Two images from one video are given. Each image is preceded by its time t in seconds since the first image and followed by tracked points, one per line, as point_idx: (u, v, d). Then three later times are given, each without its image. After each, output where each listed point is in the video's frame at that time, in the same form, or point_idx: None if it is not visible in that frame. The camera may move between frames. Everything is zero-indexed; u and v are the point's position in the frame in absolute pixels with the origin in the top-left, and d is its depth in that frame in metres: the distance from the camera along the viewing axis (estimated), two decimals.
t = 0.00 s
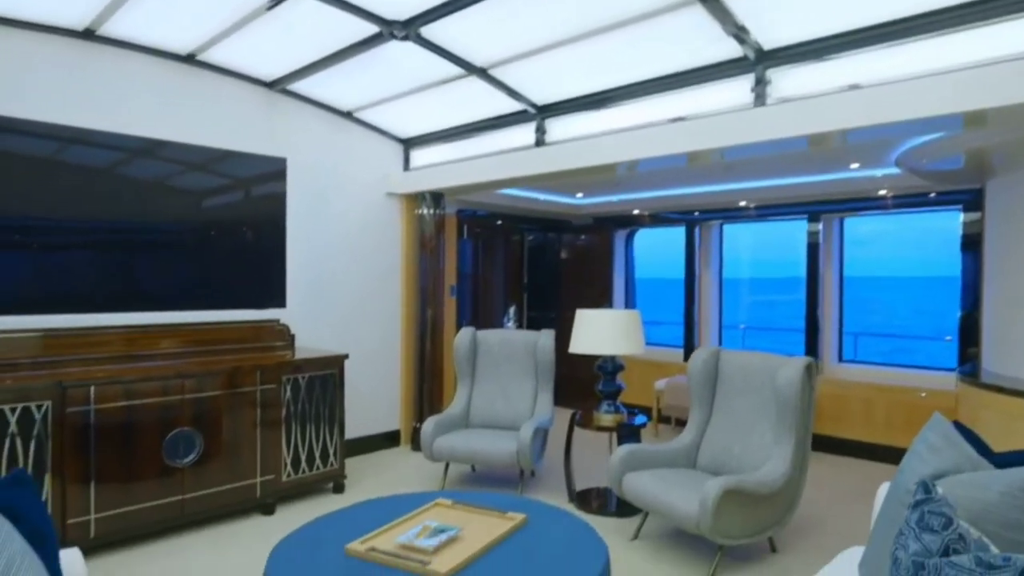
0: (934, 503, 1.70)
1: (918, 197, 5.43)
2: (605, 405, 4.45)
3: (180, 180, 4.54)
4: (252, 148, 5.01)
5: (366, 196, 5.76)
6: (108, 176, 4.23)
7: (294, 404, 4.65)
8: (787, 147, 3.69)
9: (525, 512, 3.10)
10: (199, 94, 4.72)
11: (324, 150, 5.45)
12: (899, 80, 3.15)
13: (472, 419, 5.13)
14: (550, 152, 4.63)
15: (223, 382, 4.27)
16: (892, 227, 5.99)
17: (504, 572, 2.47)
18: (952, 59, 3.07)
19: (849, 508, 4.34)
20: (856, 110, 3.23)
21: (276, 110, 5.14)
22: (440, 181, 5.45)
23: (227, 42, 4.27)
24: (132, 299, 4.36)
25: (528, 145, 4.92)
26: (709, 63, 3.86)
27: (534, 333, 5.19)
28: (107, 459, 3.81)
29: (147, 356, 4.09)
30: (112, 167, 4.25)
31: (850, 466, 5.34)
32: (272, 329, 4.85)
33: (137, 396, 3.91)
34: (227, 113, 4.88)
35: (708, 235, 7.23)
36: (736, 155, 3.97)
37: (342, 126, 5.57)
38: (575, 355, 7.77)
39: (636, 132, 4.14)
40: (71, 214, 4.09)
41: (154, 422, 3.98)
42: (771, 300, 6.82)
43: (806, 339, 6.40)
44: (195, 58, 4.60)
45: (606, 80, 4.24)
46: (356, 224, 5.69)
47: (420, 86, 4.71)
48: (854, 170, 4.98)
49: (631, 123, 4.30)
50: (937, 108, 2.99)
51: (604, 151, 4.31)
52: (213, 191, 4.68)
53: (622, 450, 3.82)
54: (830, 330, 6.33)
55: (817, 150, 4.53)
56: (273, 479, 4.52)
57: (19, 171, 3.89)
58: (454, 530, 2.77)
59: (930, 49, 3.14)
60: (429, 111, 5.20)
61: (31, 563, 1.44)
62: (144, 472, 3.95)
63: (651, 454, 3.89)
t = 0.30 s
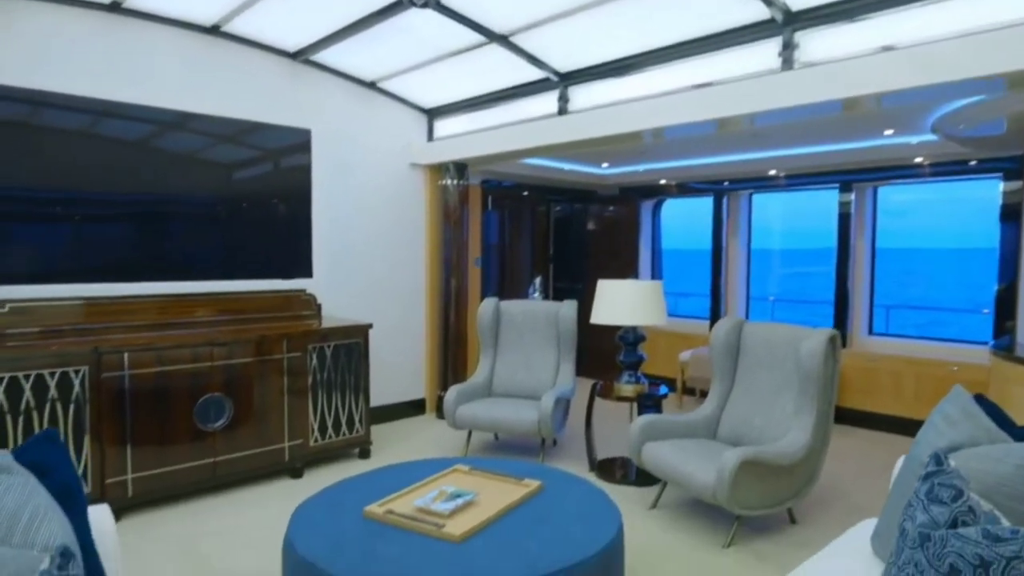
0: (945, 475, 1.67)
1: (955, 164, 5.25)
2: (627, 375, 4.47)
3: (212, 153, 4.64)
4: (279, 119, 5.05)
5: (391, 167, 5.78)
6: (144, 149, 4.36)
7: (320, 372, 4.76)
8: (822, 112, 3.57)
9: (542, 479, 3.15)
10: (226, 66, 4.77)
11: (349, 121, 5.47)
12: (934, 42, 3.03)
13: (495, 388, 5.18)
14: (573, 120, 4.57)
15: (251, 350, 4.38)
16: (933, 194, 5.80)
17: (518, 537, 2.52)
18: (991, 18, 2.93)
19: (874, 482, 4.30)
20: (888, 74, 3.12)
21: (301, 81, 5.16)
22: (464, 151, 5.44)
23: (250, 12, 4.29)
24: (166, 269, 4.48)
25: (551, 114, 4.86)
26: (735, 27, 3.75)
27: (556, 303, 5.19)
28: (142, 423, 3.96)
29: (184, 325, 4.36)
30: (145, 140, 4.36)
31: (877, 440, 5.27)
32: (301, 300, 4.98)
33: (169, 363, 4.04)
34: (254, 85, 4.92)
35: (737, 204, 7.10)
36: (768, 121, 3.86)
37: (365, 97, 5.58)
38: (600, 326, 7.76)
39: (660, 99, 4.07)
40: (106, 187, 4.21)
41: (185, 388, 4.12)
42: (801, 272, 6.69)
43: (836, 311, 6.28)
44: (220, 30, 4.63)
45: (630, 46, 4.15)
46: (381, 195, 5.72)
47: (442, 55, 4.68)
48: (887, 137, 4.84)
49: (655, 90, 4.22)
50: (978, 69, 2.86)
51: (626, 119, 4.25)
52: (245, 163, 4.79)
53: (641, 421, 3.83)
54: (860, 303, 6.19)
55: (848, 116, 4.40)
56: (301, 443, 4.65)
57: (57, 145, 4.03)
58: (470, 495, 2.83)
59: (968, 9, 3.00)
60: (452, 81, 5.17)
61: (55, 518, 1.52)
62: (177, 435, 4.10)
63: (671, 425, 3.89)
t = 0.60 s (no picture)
0: (952, 449, 1.65)
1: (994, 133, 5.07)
2: (645, 349, 4.47)
3: (238, 127, 4.72)
4: (302, 93, 5.08)
5: (413, 141, 5.79)
6: (172, 123, 4.44)
7: (343, 343, 4.84)
8: (852, 79, 3.47)
9: (557, 449, 3.18)
10: (250, 40, 4.80)
11: (370, 94, 5.48)
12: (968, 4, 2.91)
13: (515, 360, 5.22)
14: (594, 91, 4.51)
15: (276, 321, 4.48)
16: (971, 164, 5.62)
17: (530, 504, 2.56)
18: None
19: (897, 458, 4.26)
20: (919, 39, 3.01)
21: (323, 54, 5.17)
22: (484, 124, 5.41)
23: None
24: (196, 241, 4.59)
25: (571, 85, 4.79)
26: None
27: (576, 277, 5.18)
28: (171, 390, 4.09)
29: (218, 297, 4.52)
30: (175, 115, 4.44)
31: (902, 416, 5.20)
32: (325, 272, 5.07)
33: (196, 333, 4.15)
34: (277, 59, 4.95)
35: (764, 176, 6.98)
36: (795, 89, 3.75)
37: (386, 69, 5.56)
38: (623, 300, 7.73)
39: (682, 68, 3.99)
40: (137, 161, 4.31)
41: (212, 358, 4.23)
42: (829, 245, 6.57)
43: (864, 285, 6.15)
44: (242, 3, 4.65)
45: (652, 13, 4.06)
46: (403, 168, 5.74)
47: (462, 26, 4.65)
48: (921, 105, 4.69)
49: (677, 59, 4.13)
50: (1016, 32, 2.75)
51: (648, 89, 4.18)
52: (271, 137, 4.87)
53: (658, 394, 3.83)
54: (889, 277, 6.06)
55: (878, 85, 4.27)
56: (325, 413, 4.76)
57: (91, 120, 4.14)
58: (483, 464, 2.88)
59: None
60: (473, 52, 5.14)
61: (74, 475, 1.64)
62: (205, 403, 4.22)
63: (688, 398, 3.89)
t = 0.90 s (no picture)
0: (953, 429, 1.64)
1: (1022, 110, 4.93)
2: (657, 329, 4.46)
3: (256, 106, 4.75)
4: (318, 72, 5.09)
5: (427, 119, 5.79)
6: (192, 103, 4.48)
7: (357, 321, 4.90)
8: (875, 53, 3.40)
9: (565, 427, 3.21)
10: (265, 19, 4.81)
11: (384, 73, 5.47)
12: None
13: (528, 339, 5.24)
14: (608, 68, 4.46)
15: (291, 299, 4.53)
16: (997, 142, 5.48)
17: (535, 481, 2.59)
18: None
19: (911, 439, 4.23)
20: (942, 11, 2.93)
21: (336, 32, 5.17)
22: (498, 102, 5.39)
23: None
24: (215, 220, 4.65)
25: (585, 62, 4.73)
26: None
27: (589, 257, 5.17)
28: (190, 366, 4.18)
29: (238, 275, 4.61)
30: (194, 95, 4.48)
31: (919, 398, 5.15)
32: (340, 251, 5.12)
33: (213, 310, 4.22)
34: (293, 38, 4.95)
35: (783, 154, 6.88)
36: (816, 64, 3.67)
37: (399, 47, 5.54)
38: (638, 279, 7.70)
39: (697, 45, 3.92)
40: (157, 141, 4.37)
41: (228, 335, 4.30)
42: (848, 225, 6.47)
43: (883, 266, 6.05)
44: None
45: None
46: (417, 147, 5.74)
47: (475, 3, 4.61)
48: (945, 80, 4.60)
49: (692, 35, 4.06)
50: None
51: (662, 66, 4.13)
52: (288, 116, 4.90)
53: (669, 373, 3.83)
54: (909, 258, 5.96)
55: (899, 60, 4.18)
56: (339, 389, 4.83)
57: (112, 100, 4.19)
58: (490, 441, 2.91)
59: None
60: (487, 30, 5.10)
61: (83, 445, 1.70)
62: (222, 379, 4.31)
63: (699, 378, 3.88)
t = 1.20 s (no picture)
0: (951, 408, 1.63)
1: None
2: (667, 308, 4.45)
3: (272, 85, 4.77)
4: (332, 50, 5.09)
5: (440, 97, 5.77)
6: (208, 82, 4.52)
7: (369, 299, 4.94)
8: (898, 26, 3.32)
9: (570, 404, 3.23)
10: None
11: (397, 50, 5.45)
12: None
13: (540, 318, 5.26)
14: (621, 44, 4.41)
15: (304, 277, 4.58)
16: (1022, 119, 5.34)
17: (538, 456, 2.62)
18: None
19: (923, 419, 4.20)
20: None
21: (350, 9, 5.15)
22: (511, 79, 5.36)
23: None
24: (232, 198, 4.71)
25: (597, 38, 4.66)
26: None
27: (601, 236, 5.15)
28: (205, 342, 4.26)
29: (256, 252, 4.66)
30: (211, 74, 4.51)
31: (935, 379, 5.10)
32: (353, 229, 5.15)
33: (227, 288, 4.29)
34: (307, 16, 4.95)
35: (801, 131, 6.77)
36: (839, 37, 3.58)
37: (412, 25, 5.52)
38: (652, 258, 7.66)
39: (712, 20, 3.85)
40: (174, 119, 4.41)
41: (243, 312, 4.37)
42: (867, 204, 6.37)
43: (900, 246, 5.95)
44: None
45: None
46: (431, 125, 5.73)
47: None
48: (968, 55, 4.50)
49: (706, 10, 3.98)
50: None
51: (676, 42, 4.07)
52: (304, 95, 4.92)
53: (678, 352, 3.83)
54: (929, 238, 5.86)
55: (919, 34, 4.07)
56: (352, 365, 4.89)
57: (130, 80, 4.23)
58: (495, 417, 2.95)
59: None
60: (500, 6, 5.06)
61: (90, 415, 1.76)
62: (237, 354, 4.39)
63: (708, 357, 3.87)
